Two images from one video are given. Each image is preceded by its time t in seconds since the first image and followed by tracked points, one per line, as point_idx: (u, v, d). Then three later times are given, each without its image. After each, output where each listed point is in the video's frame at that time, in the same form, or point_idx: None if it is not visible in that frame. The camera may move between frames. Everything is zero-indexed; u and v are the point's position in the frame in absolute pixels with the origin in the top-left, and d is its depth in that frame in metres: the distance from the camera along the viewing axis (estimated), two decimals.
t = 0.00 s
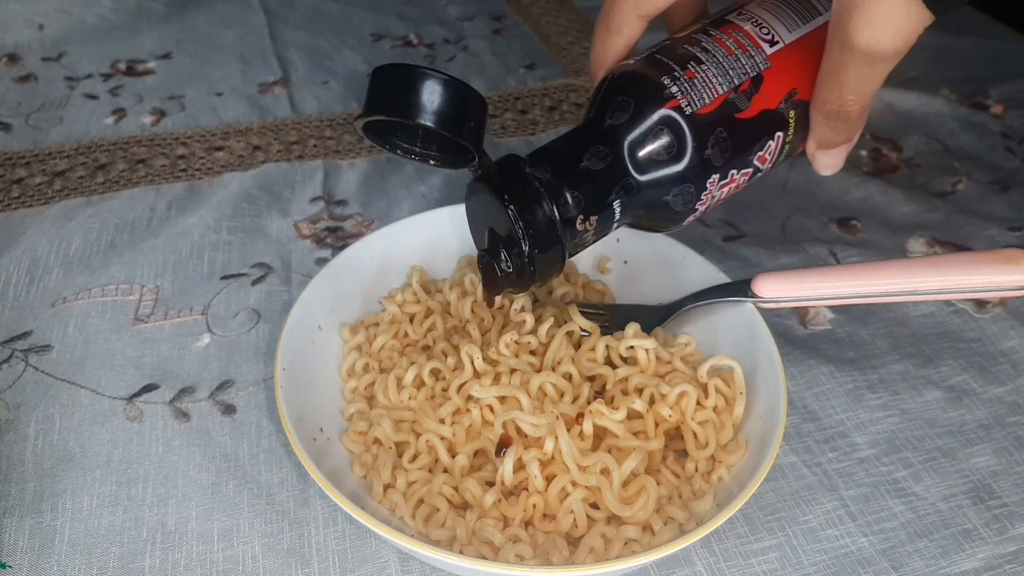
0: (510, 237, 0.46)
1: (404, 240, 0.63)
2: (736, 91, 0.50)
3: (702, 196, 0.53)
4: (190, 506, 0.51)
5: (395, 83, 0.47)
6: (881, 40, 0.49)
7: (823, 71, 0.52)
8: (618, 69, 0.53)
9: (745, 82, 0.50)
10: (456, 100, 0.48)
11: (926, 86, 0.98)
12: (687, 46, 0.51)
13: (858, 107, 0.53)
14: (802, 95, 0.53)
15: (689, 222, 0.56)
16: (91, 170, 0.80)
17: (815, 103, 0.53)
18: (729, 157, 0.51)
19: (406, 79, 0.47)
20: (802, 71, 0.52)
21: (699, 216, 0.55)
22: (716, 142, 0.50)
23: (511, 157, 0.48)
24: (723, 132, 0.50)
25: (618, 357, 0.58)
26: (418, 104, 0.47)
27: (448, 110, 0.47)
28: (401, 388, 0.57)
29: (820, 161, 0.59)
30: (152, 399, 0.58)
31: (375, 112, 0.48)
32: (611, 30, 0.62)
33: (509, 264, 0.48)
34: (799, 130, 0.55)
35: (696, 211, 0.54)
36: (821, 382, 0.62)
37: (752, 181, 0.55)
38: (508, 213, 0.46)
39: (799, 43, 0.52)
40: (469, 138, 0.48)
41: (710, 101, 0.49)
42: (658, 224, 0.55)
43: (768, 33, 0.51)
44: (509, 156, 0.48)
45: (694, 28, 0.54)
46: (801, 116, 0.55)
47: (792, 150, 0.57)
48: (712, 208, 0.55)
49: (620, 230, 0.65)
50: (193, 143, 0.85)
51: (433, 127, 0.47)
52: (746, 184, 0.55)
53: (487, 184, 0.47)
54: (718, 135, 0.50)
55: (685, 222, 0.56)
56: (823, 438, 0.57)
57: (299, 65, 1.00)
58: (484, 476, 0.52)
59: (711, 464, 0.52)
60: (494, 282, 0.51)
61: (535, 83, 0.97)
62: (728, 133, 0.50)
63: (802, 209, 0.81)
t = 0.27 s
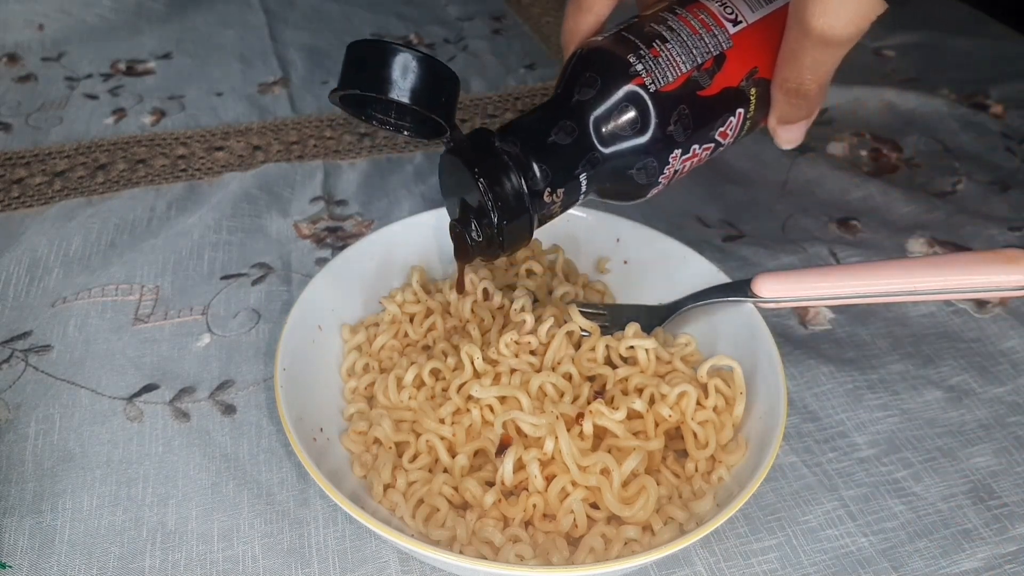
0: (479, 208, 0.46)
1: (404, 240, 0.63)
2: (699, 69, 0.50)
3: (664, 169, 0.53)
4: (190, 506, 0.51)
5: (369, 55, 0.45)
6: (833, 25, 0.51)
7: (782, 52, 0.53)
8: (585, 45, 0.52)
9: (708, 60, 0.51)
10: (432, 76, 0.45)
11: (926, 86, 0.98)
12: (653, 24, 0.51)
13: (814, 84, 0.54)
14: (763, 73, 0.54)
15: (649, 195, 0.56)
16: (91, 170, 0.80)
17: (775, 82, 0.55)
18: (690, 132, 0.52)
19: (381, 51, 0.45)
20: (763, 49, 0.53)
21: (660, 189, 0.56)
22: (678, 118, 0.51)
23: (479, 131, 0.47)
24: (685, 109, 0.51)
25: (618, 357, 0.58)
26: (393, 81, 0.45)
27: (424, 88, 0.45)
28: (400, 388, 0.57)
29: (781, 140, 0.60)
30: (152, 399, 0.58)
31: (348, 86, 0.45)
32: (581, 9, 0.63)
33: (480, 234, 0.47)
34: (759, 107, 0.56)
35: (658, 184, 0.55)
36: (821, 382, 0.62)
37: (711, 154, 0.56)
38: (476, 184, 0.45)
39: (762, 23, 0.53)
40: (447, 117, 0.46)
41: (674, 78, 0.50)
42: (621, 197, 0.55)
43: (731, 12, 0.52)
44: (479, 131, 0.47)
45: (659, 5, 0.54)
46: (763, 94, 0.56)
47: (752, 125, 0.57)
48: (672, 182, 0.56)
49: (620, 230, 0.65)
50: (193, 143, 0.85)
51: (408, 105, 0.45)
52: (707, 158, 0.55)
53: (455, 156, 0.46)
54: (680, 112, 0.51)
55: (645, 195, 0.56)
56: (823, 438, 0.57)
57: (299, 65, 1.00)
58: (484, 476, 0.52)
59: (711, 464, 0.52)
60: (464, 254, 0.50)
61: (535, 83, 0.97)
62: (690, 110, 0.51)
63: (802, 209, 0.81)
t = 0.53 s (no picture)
0: (455, 205, 0.46)
1: (404, 240, 0.63)
2: (668, 60, 0.50)
3: (637, 160, 0.53)
4: (190, 506, 0.51)
5: (340, 59, 0.47)
6: (800, 18, 0.53)
7: (750, 41, 0.54)
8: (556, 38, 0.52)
9: (677, 52, 0.51)
10: (404, 77, 0.47)
11: (926, 86, 0.98)
12: (622, 16, 0.51)
13: (781, 71, 0.57)
14: (730, 61, 0.55)
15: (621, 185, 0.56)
16: (90, 170, 0.80)
17: (743, 68, 0.56)
18: (661, 123, 0.52)
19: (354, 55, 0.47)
20: (730, 37, 0.53)
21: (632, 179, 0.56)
22: (649, 111, 0.51)
23: (453, 128, 0.47)
24: (656, 101, 0.51)
25: (618, 357, 0.58)
26: (367, 86, 0.47)
27: (398, 90, 0.47)
28: (400, 388, 0.57)
29: (749, 122, 0.63)
30: (152, 399, 0.58)
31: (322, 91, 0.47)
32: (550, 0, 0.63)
33: (456, 230, 0.47)
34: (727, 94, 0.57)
35: (631, 174, 0.55)
36: (821, 382, 0.62)
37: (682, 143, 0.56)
38: (451, 181, 0.45)
39: (730, 12, 0.53)
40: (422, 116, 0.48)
41: (644, 70, 0.50)
42: (594, 187, 0.55)
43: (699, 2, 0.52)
44: (453, 127, 0.47)
45: None
46: (731, 80, 0.57)
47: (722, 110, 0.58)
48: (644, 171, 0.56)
49: (620, 230, 0.65)
50: (193, 143, 0.85)
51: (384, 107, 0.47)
52: (677, 148, 0.56)
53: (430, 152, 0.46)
54: (651, 104, 0.51)
55: (617, 185, 0.56)
56: (823, 438, 0.57)
57: (299, 65, 1.00)
58: (484, 476, 0.52)
59: (711, 464, 0.52)
60: (441, 249, 0.51)
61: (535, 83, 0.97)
62: (660, 102, 0.51)
63: (802, 209, 0.81)
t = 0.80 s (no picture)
0: (470, 185, 0.47)
1: (404, 240, 0.63)
2: (670, 40, 0.51)
3: (642, 136, 0.54)
4: (190, 506, 0.51)
5: (360, 54, 0.50)
6: None
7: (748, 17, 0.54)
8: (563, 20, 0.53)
9: (679, 32, 0.51)
10: (424, 70, 0.50)
11: (926, 86, 0.98)
12: None
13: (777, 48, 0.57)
14: (729, 39, 0.55)
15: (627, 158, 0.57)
16: (90, 170, 0.80)
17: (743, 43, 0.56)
18: (665, 100, 0.52)
19: (375, 53, 0.50)
20: (728, 15, 0.54)
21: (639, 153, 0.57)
22: (652, 89, 0.51)
23: (466, 110, 0.48)
24: (660, 80, 0.51)
25: (618, 357, 0.58)
26: (387, 80, 0.50)
27: (418, 83, 0.50)
28: (400, 388, 0.57)
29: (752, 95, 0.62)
30: (152, 399, 0.58)
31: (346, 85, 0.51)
32: None
33: (472, 207, 0.48)
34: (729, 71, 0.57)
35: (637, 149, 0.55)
36: (821, 382, 0.62)
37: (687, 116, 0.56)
38: (466, 163, 0.46)
39: None
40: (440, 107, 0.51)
41: (646, 51, 0.50)
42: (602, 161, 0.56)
43: None
44: (466, 110, 0.48)
45: None
46: (732, 57, 0.57)
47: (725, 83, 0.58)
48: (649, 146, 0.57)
49: (620, 230, 0.65)
50: (193, 143, 0.85)
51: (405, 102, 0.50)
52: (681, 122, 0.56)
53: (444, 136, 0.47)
54: (654, 83, 0.51)
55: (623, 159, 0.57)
56: (823, 438, 0.57)
57: (299, 65, 1.00)
58: (484, 476, 0.52)
59: (711, 464, 0.52)
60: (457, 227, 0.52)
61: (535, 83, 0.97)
62: (663, 81, 0.51)
63: (802, 209, 0.81)
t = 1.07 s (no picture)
0: (509, 142, 0.55)
1: (404, 240, 0.63)
2: (699, 4, 0.58)
3: (672, 92, 0.62)
4: (190, 506, 0.51)
5: (408, 24, 0.59)
6: None
7: None
8: None
9: None
10: (464, 37, 0.58)
11: (926, 86, 0.98)
12: None
13: (804, 11, 0.65)
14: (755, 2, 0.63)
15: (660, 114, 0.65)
16: (91, 170, 0.80)
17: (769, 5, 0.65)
18: (693, 60, 0.60)
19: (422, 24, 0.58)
20: None
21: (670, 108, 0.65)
22: (681, 51, 0.59)
23: (507, 75, 0.56)
24: (688, 42, 0.59)
25: (618, 357, 0.59)
26: (431, 45, 0.58)
27: (458, 47, 0.58)
28: (400, 388, 0.57)
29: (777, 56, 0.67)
30: (151, 399, 0.58)
31: (395, 50, 0.59)
32: None
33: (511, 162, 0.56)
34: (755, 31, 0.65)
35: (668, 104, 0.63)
36: (821, 382, 0.62)
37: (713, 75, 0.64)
38: (506, 122, 0.54)
39: None
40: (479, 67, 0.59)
41: (677, 14, 0.58)
42: (635, 117, 0.64)
43: None
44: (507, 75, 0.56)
45: None
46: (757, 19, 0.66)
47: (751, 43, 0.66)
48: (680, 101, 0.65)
49: (620, 230, 0.65)
50: (193, 143, 0.85)
51: (448, 63, 0.58)
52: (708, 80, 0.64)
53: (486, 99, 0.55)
54: (683, 44, 0.59)
55: (656, 114, 0.65)
56: (823, 439, 0.57)
57: (299, 65, 1.00)
58: (484, 476, 0.52)
59: (711, 464, 0.52)
60: (498, 180, 0.60)
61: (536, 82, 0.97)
62: (691, 43, 0.59)
63: (802, 209, 0.81)
